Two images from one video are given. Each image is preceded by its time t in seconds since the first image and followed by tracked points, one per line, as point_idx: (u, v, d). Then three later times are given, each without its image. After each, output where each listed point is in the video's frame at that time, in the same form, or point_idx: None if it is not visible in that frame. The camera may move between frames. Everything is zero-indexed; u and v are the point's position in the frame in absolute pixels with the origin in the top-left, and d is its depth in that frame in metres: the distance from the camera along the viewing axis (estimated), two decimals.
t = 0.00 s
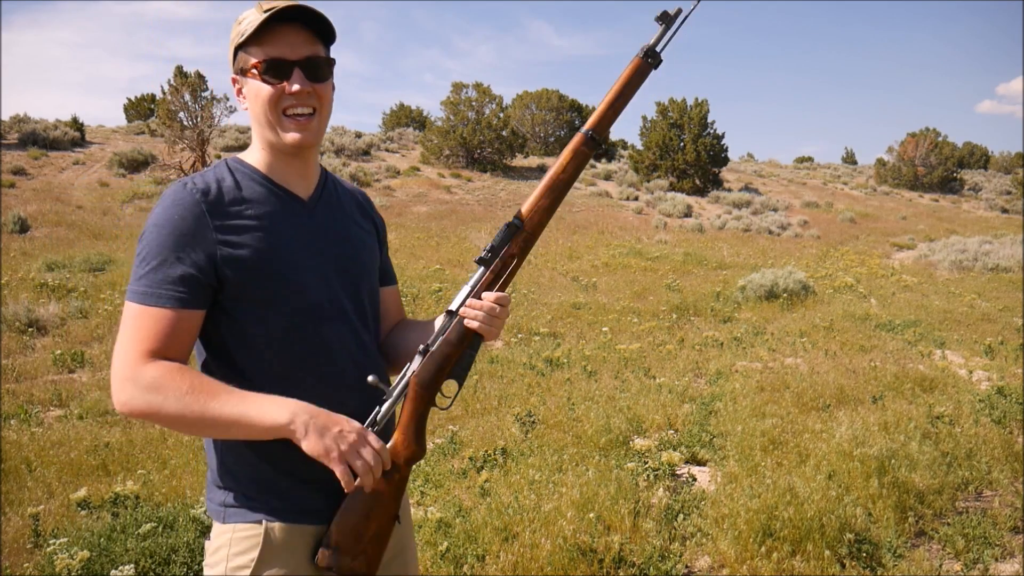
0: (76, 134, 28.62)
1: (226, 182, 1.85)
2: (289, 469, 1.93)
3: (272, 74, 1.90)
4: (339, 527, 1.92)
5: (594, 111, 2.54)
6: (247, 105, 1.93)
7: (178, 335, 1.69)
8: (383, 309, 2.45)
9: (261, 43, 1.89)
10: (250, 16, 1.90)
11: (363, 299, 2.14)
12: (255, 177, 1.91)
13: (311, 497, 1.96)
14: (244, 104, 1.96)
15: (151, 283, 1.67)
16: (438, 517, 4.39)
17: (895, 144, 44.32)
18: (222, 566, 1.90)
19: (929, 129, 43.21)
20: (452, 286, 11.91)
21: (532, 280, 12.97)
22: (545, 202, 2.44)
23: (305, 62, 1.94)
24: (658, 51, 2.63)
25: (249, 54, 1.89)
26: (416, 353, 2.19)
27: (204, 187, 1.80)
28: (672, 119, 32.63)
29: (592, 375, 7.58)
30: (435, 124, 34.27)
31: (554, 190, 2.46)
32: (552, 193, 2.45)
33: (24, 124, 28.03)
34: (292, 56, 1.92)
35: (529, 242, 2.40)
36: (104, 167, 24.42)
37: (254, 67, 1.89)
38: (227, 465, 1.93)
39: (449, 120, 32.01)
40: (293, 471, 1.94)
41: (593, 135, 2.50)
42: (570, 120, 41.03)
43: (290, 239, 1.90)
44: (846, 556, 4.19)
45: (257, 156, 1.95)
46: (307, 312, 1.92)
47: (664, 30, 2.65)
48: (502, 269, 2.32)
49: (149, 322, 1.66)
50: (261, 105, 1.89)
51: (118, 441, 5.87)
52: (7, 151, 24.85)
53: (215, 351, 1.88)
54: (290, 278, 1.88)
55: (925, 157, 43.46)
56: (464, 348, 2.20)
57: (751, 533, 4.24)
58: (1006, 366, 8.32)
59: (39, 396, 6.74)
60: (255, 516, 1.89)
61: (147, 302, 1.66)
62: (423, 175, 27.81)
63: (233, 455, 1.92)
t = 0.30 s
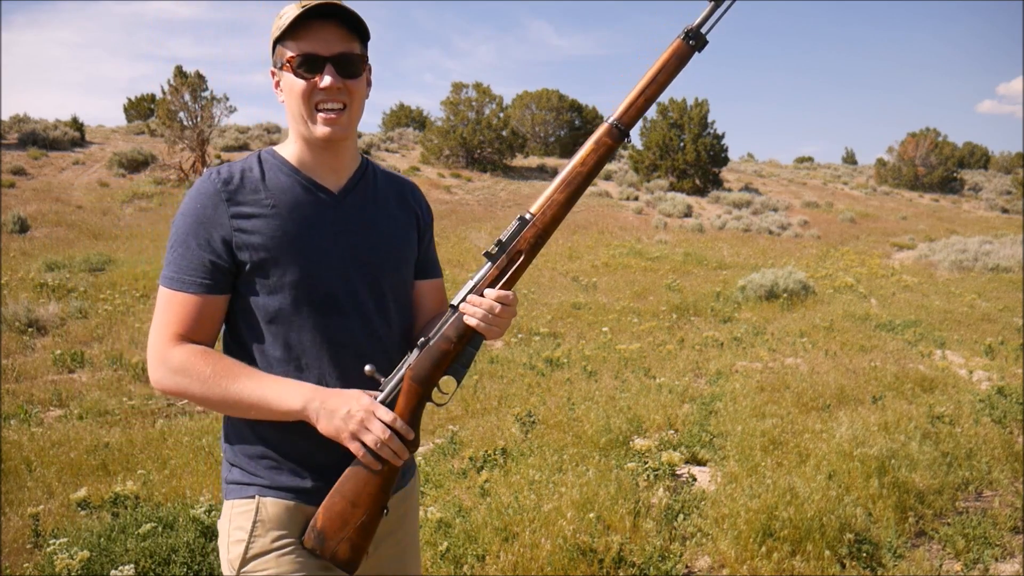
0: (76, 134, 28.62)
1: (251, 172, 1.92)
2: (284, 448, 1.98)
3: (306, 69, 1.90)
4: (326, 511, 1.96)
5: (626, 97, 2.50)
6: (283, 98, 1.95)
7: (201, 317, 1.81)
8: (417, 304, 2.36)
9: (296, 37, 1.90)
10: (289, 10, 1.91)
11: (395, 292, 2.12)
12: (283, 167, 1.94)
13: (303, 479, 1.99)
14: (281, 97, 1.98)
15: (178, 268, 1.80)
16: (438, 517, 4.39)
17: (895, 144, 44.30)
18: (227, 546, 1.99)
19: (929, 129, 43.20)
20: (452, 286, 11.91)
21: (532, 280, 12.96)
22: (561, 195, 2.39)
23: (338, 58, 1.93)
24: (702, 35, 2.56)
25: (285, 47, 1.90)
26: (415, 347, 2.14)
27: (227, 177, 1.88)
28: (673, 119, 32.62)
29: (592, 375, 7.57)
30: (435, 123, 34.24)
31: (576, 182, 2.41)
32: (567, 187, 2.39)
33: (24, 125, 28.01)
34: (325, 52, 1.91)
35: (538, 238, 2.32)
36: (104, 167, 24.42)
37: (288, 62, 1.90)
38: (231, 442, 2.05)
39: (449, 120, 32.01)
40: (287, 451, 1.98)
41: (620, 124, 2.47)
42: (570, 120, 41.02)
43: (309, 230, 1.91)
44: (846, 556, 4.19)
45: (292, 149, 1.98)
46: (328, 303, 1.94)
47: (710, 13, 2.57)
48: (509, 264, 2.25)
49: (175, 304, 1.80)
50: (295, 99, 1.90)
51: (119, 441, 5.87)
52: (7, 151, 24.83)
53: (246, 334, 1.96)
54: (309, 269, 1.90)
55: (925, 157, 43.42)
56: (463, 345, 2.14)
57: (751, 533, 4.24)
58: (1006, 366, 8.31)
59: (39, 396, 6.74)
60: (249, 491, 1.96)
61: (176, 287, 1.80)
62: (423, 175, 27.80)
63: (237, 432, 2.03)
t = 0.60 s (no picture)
0: (76, 134, 28.61)
1: (224, 168, 1.90)
2: (261, 458, 1.94)
3: (283, 58, 1.85)
4: (301, 529, 1.92)
5: (645, 109, 2.48)
6: (262, 88, 1.91)
7: (168, 316, 1.81)
8: (410, 303, 2.29)
9: (274, 25, 1.85)
10: None
11: (380, 289, 2.06)
12: (258, 160, 1.91)
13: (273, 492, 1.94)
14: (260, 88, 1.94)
15: (147, 268, 1.81)
16: (438, 517, 4.38)
17: (895, 144, 44.31)
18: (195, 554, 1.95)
19: (929, 130, 43.24)
20: (452, 286, 11.91)
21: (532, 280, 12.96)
22: (568, 211, 2.37)
23: (317, 46, 1.87)
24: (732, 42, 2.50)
25: (262, 35, 1.86)
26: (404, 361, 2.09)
27: (197, 174, 1.87)
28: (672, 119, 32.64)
29: (592, 375, 7.57)
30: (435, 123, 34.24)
31: (585, 197, 2.39)
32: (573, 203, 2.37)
33: (24, 124, 28.01)
34: (304, 39, 1.86)
35: (540, 256, 2.30)
36: (104, 167, 24.42)
37: (265, 50, 1.86)
38: (206, 444, 2.00)
39: (449, 120, 32.02)
40: (262, 461, 1.94)
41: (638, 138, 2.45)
42: (570, 119, 41.05)
43: (283, 225, 1.87)
44: (846, 556, 4.19)
45: (273, 141, 1.94)
46: (304, 302, 1.91)
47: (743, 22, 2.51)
48: (508, 283, 2.22)
49: (142, 304, 1.80)
50: (275, 90, 1.86)
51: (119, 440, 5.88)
52: (7, 151, 24.83)
53: (222, 333, 1.94)
54: (283, 266, 1.87)
55: (925, 156, 43.44)
56: (454, 366, 2.12)
57: (751, 533, 4.24)
58: (1006, 366, 8.31)
59: (39, 396, 6.74)
60: (220, 501, 1.92)
61: (143, 287, 1.80)
62: (423, 175, 27.81)
63: (213, 435, 1.98)
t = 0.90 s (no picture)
0: (76, 134, 28.61)
1: (173, 161, 1.81)
2: (218, 476, 1.90)
3: (231, 38, 1.80)
4: (265, 547, 1.89)
5: (626, 86, 2.40)
6: (206, 71, 1.84)
7: (131, 323, 1.68)
8: (376, 293, 2.33)
9: (218, 5, 1.80)
10: None
11: (340, 281, 2.05)
12: (208, 152, 1.85)
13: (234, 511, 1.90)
14: (202, 71, 1.86)
15: (95, 273, 1.65)
16: (438, 517, 4.39)
17: (895, 144, 44.32)
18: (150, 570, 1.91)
19: (929, 130, 43.27)
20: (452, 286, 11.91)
21: (532, 280, 12.97)
22: (545, 199, 2.31)
23: (267, 24, 1.84)
24: (717, 14, 2.42)
25: (205, 15, 1.80)
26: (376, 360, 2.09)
27: (147, 170, 1.76)
28: (672, 119, 32.66)
29: (592, 375, 7.57)
30: (435, 123, 34.24)
31: (563, 183, 2.34)
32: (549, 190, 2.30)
33: (24, 124, 28.00)
34: (253, 17, 1.82)
35: (514, 249, 2.26)
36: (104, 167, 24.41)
37: (210, 30, 1.79)
38: (160, 463, 1.96)
39: (449, 120, 32.04)
40: (224, 479, 1.91)
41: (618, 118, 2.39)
42: (570, 120, 41.06)
43: (244, 221, 1.84)
44: (846, 556, 4.20)
45: (221, 129, 1.87)
46: (263, 298, 1.87)
47: None
48: (481, 277, 2.18)
49: (96, 314, 1.63)
50: (223, 72, 1.79)
51: (118, 440, 5.87)
52: (7, 151, 24.83)
53: (170, 336, 1.86)
54: (242, 261, 1.83)
55: (925, 156, 43.47)
56: (427, 367, 2.10)
57: (751, 533, 4.24)
58: (1006, 366, 8.31)
59: (39, 396, 6.74)
60: (175, 520, 1.88)
61: (92, 296, 1.64)
62: (423, 175, 27.81)
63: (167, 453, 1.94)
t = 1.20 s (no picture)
0: (76, 134, 28.60)
1: (157, 160, 1.79)
2: (214, 484, 1.89)
3: (206, 23, 1.78)
4: (263, 550, 1.89)
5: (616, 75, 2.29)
6: (183, 60, 1.82)
7: (141, 327, 1.64)
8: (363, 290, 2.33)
9: None
10: None
11: (325, 276, 2.07)
12: (192, 150, 1.84)
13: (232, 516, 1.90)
14: (178, 59, 1.85)
15: (92, 282, 1.60)
16: (438, 517, 4.39)
17: (895, 144, 44.32)
18: None
19: (929, 130, 43.29)
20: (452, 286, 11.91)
21: (532, 280, 12.96)
22: (536, 193, 2.25)
23: (243, 8, 1.81)
24: None
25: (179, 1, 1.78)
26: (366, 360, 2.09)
27: (136, 170, 1.73)
28: (673, 119, 32.66)
29: (592, 375, 7.57)
30: (435, 123, 34.22)
31: (552, 177, 2.27)
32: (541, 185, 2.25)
33: (24, 124, 28.00)
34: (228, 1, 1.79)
35: (506, 244, 2.22)
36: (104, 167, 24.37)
37: (185, 14, 1.77)
38: (150, 473, 1.93)
39: (449, 120, 32.03)
40: (219, 487, 1.89)
41: (608, 109, 2.30)
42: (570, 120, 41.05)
43: (236, 218, 1.84)
44: (846, 556, 4.20)
45: (200, 121, 1.86)
46: (253, 295, 1.87)
47: None
48: (473, 275, 2.15)
49: (102, 323, 1.59)
50: (198, 59, 1.77)
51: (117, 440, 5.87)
52: (8, 151, 24.83)
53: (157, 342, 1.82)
54: (235, 258, 1.83)
55: (925, 157, 43.48)
56: (420, 367, 2.09)
57: (751, 533, 4.24)
58: (1006, 366, 8.31)
59: (39, 396, 6.73)
60: (171, 528, 1.87)
61: (96, 305, 1.59)
62: (423, 175, 27.81)
63: (158, 463, 1.91)
